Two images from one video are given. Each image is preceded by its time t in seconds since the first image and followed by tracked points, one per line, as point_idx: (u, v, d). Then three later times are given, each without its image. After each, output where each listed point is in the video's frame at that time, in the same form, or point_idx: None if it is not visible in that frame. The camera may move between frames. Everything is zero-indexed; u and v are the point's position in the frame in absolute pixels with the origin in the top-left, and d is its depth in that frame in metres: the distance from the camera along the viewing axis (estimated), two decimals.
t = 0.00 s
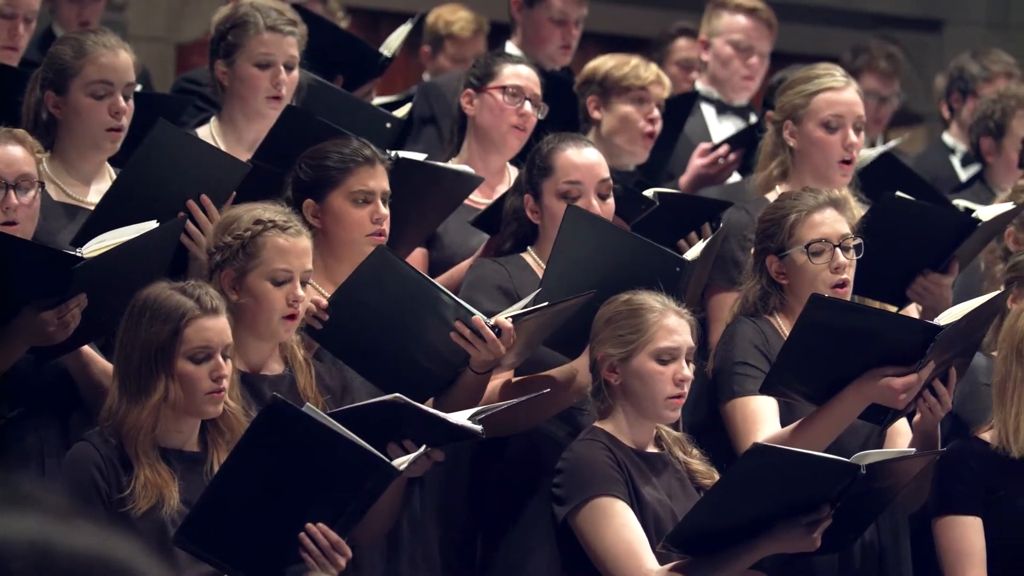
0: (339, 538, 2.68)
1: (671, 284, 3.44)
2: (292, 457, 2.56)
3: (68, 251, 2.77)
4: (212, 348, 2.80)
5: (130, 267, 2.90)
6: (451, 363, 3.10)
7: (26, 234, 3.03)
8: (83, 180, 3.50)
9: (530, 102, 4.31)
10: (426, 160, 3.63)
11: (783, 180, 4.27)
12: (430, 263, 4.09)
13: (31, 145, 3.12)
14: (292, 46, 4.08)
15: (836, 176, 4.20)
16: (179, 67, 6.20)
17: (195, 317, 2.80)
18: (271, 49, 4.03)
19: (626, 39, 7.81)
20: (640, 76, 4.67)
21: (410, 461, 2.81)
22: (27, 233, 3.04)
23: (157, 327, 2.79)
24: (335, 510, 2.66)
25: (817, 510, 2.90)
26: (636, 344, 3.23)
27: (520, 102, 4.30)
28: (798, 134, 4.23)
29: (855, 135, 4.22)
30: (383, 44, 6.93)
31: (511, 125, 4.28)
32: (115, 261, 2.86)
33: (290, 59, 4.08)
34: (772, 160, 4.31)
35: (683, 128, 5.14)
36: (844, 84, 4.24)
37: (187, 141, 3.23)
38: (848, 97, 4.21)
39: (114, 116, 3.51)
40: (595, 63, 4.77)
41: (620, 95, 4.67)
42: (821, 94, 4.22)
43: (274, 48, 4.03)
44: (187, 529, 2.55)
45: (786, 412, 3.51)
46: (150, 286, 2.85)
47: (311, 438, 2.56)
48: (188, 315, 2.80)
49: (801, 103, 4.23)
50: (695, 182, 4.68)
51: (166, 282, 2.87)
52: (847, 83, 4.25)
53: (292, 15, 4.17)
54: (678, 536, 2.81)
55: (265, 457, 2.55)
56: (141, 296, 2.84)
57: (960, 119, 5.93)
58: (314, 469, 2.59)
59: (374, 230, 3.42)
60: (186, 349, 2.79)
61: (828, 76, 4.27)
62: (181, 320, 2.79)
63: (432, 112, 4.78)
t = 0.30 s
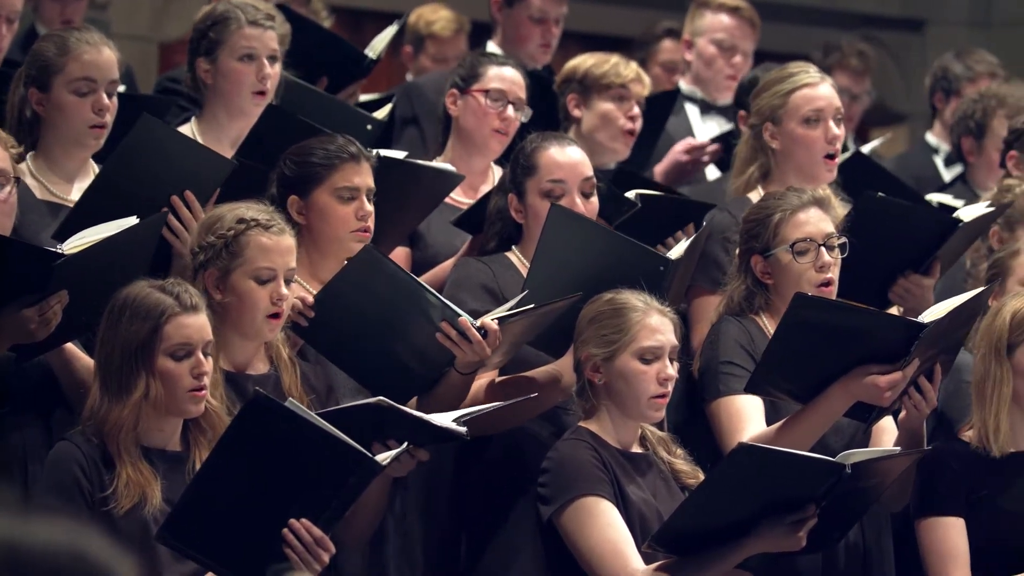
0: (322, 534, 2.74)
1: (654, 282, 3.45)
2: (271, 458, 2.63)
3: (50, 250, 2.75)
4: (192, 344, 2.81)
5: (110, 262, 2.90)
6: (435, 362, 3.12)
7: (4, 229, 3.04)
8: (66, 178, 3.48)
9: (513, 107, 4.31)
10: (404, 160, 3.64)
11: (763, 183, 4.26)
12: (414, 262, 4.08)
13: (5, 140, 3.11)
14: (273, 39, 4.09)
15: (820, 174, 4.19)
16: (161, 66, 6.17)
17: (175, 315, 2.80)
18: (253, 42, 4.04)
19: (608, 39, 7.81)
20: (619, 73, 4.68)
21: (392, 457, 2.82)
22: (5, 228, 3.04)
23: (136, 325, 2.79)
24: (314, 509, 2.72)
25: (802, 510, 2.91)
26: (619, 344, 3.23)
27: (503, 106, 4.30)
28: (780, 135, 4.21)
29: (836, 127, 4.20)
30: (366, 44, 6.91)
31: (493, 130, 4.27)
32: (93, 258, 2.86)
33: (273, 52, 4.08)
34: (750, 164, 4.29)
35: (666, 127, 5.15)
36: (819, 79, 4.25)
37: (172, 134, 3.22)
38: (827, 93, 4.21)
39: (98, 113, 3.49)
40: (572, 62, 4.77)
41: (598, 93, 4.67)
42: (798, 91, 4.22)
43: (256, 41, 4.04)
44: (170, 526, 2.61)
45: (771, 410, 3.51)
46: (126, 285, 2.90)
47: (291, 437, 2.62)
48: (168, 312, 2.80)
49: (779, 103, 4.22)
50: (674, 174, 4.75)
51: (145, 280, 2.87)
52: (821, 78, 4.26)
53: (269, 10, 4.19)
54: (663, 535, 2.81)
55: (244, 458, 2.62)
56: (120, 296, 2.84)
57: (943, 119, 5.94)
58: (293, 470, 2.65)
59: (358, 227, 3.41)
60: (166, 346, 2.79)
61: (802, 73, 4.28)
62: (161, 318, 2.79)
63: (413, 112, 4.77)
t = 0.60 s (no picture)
0: (304, 536, 2.74)
1: (639, 284, 3.45)
2: (252, 462, 2.63)
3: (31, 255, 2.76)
4: (177, 347, 2.82)
5: (93, 268, 2.89)
6: (418, 363, 3.14)
7: None
8: (48, 179, 3.48)
9: (495, 114, 4.30)
10: (388, 162, 3.64)
11: (745, 184, 4.27)
12: (396, 264, 4.09)
13: None
14: (252, 42, 4.09)
15: (804, 176, 4.20)
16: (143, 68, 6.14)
17: (160, 317, 2.80)
18: (231, 45, 4.03)
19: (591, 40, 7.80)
20: (609, 77, 4.67)
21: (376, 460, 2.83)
22: None
23: (121, 327, 2.80)
24: (296, 511, 2.72)
25: (785, 513, 2.92)
26: (603, 348, 3.24)
27: (485, 113, 4.29)
28: (763, 137, 4.22)
29: (820, 132, 4.22)
30: (348, 46, 6.89)
31: (474, 137, 4.27)
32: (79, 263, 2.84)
33: (251, 55, 4.08)
34: (733, 164, 4.31)
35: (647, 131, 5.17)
36: (804, 83, 4.26)
37: (156, 138, 3.23)
38: (811, 97, 4.22)
39: (81, 116, 3.48)
40: (560, 64, 4.78)
41: (586, 95, 4.66)
42: (782, 95, 4.22)
43: (234, 44, 4.03)
44: (153, 529, 2.59)
45: (755, 415, 3.52)
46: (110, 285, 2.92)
47: (273, 441, 2.62)
48: (152, 315, 2.81)
49: (763, 106, 4.22)
50: (657, 166, 4.92)
51: (130, 282, 2.87)
52: (806, 82, 4.27)
53: (248, 14, 4.20)
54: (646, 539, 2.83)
55: (224, 463, 2.61)
56: (104, 298, 2.84)
57: (923, 120, 5.96)
58: (276, 473, 2.65)
59: (341, 229, 3.41)
60: (150, 349, 2.80)
61: (788, 77, 4.29)
62: (145, 321, 2.80)
63: (397, 113, 4.77)
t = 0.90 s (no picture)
0: (286, 539, 2.74)
1: (624, 286, 3.44)
2: (237, 459, 2.63)
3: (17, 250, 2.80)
4: (163, 350, 2.82)
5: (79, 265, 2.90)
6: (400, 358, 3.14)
7: None
8: (29, 178, 3.49)
9: (476, 116, 4.30)
10: (368, 159, 3.63)
11: (728, 181, 4.27)
12: (379, 264, 4.09)
13: None
14: (230, 43, 4.09)
15: (786, 174, 4.20)
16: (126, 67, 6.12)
17: (147, 319, 2.80)
18: (208, 48, 4.05)
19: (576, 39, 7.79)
20: (598, 80, 4.67)
21: (357, 464, 2.83)
22: None
23: (107, 326, 2.80)
24: (281, 514, 2.71)
25: (767, 513, 2.92)
26: (586, 349, 3.24)
27: (466, 115, 4.29)
28: (746, 135, 4.22)
29: (803, 136, 4.22)
30: (331, 45, 6.87)
31: (454, 137, 4.27)
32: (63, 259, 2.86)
33: (229, 56, 4.09)
34: (716, 158, 4.31)
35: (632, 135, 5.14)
36: (791, 85, 4.25)
37: (139, 141, 3.28)
38: (796, 99, 4.22)
39: (63, 115, 3.47)
40: (551, 61, 4.78)
41: (573, 94, 4.66)
42: (768, 95, 4.22)
43: (211, 47, 4.05)
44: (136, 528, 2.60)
45: (738, 416, 3.52)
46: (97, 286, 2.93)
47: (258, 441, 2.62)
48: (140, 316, 2.80)
49: (748, 105, 4.22)
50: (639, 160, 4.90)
51: (118, 281, 2.87)
52: (794, 84, 4.26)
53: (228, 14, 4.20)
54: (628, 539, 2.84)
55: (209, 465, 2.61)
56: (93, 295, 2.84)
57: (901, 119, 5.97)
58: (261, 475, 2.66)
59: (321, 229, 3.42)
60: (137, 350, 2.80)
61: (775, 77, 4.27)
62: (133, 321, 2.80)
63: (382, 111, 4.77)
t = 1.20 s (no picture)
0: (263, 539, 2.73)
1: (601, 285, 3.45)
2: (214, 460, 2.62)
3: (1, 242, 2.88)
4: (140, 349, 2.82)
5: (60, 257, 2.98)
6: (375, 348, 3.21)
7: None
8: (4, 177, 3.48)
9: (452, 114, 4.30)
10: (345, 157, 3.63)
11: (706, 180, 4.28)
12: (357, 264, 4.09)
13: None
14: (204, 44, 4.08)
15: (764, 174, 4.21)
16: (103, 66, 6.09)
17: (126, 318, 2.81)
18: (181, 49, 4.04)
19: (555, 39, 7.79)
20: (566, 75, 4.71)
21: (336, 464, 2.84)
22: None
23: (86, 325, 2.80)
24: (260, 514, 2.71)
25: (745, 512, 2.92)
26: (564, 346, 3.24)
27: (442, 113, 4.29)
28: (724, 134, 4.23)
29: (781, 135, 4.23)
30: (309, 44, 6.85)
31: (431, 137, 4.28)
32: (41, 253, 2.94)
33: (202, 57, 4.08)
34: (693, 157, 4.31)
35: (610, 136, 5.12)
36: (770, 84, 4.25)
37: (115, 141, 3.30)
38: (776, 99, 4.23)
39: (38, 114, 3.46)
40: (517, 60, 4.77)
41: (541, 90, 4.68)
42: (747, 95, 4.22)
43: (182, 49, 4.04)
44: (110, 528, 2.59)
45: (717, 414, 3.53)
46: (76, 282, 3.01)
47: (235, 445, 2.62)
48: (118, 315, 2.81)
49: (727, 104, 4.23)
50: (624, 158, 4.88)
51: (97, 281, 2.87)
52: (772, 83, 4.26)
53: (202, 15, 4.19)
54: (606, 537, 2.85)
55: (188, 466, 2.61)
56: (72, 294, 2.84)
57: (874, 119, 5.98)
58: (239, 477, 2.65)
59: (286, 236, 3.45)
60: (115, 349, 2.80)
61: (754, 77, 4.27)
62: (111, 320, 2.80)
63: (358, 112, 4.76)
